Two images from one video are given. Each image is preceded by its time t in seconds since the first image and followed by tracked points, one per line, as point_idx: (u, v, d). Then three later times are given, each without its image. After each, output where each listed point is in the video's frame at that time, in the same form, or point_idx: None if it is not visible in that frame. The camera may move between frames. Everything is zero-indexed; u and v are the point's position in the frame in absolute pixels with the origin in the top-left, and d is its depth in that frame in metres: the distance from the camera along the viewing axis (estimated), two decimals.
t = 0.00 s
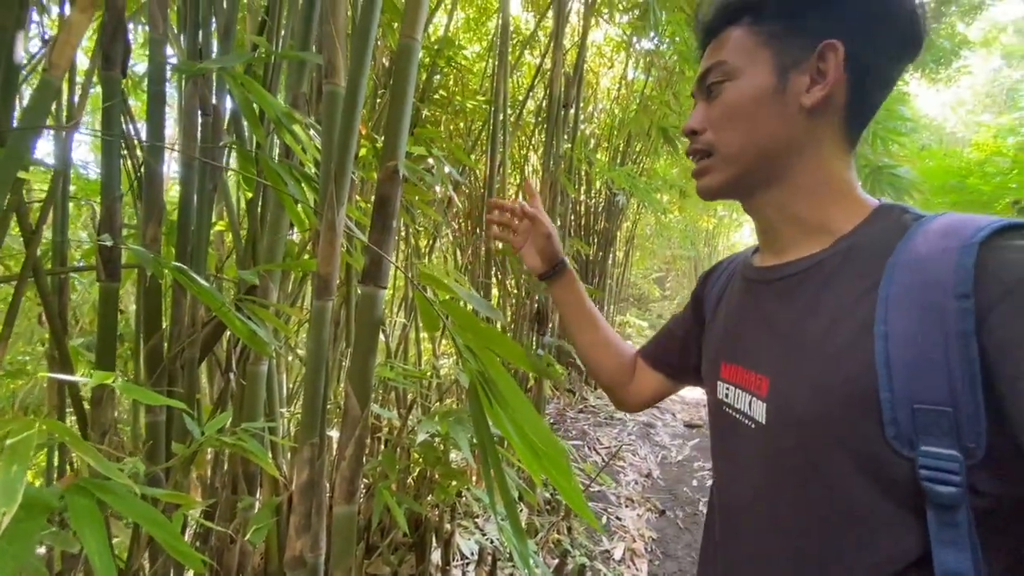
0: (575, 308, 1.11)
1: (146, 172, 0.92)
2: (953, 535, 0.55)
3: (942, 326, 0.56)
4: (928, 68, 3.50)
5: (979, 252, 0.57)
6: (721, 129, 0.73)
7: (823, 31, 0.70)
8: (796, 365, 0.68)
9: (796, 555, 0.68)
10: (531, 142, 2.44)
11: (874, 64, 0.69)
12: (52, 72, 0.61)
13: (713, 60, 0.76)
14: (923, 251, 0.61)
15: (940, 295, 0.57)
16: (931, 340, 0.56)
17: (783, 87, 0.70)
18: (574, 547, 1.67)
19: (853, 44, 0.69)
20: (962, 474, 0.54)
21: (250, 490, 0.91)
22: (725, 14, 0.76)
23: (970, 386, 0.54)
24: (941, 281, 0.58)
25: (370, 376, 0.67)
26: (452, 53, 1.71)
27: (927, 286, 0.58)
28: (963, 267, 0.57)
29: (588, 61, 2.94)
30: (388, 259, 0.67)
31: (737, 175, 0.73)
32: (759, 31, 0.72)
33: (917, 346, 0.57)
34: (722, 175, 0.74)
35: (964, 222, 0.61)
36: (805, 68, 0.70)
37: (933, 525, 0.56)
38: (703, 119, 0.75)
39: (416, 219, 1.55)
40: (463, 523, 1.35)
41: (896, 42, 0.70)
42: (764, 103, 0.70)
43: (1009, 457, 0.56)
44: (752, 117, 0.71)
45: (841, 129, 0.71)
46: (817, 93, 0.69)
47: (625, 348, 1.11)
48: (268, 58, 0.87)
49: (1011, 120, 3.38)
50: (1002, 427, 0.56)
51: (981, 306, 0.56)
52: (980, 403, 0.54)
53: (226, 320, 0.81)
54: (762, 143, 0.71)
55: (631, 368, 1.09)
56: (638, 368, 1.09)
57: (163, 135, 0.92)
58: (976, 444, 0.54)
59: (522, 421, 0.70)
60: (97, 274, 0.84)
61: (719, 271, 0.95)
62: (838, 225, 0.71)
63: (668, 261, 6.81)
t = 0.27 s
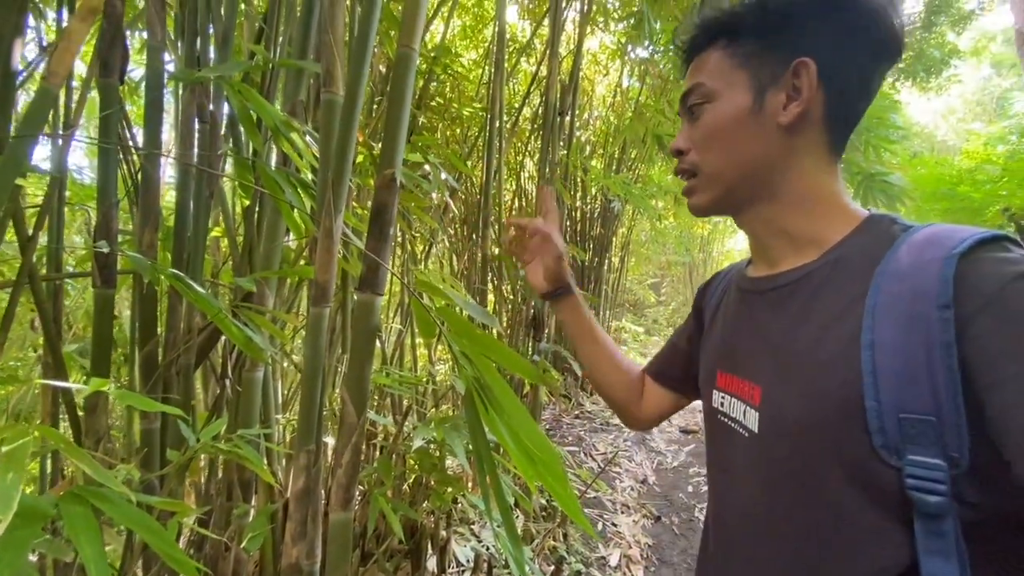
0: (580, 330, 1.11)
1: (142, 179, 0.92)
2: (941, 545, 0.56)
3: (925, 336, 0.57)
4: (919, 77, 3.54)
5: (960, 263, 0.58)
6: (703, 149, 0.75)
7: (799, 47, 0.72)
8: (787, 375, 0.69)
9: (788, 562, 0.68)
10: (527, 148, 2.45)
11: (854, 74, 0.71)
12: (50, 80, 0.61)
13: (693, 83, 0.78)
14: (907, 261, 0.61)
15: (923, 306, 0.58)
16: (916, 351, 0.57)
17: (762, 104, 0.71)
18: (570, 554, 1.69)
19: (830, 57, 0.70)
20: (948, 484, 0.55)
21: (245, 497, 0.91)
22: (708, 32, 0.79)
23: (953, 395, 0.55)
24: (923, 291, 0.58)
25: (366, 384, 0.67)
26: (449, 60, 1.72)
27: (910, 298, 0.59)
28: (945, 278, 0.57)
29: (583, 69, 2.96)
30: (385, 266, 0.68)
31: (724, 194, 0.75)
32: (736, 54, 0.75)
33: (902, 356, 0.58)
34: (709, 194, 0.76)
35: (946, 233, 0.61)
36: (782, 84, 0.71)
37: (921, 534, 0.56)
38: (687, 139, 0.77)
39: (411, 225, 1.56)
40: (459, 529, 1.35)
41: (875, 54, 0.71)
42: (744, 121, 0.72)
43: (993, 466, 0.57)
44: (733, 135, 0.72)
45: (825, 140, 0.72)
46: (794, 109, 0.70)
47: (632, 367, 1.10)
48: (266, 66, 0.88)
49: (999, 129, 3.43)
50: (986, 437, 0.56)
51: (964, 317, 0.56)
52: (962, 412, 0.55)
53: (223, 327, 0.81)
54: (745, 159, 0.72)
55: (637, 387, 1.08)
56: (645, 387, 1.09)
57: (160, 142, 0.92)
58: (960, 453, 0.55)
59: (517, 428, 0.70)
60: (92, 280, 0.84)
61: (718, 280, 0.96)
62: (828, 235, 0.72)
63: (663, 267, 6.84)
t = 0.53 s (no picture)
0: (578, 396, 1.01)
1: (139, 182, 0.92)
2: (935, 548, 0.56)
3: (917, 341, 0.57)
4: (911, 83, 3.58)
5: (951, 268, 0.58)
6: (694, 160, 0.75)
7: (781, 57, 0.73)
8: (782, 380, 0.70)
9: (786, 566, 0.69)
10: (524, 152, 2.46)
11: (836, 81, 0.72)
12: (49, 84, 0.61)
13: (678, 95, 0.78)
14: (898, 267, 0.62)
15: (914, 311, 0.58)
16: (908, 356, 0.58)
17: (751, 115, 0.72)
18: (567, 558, 1.69)
19: (812, 66, 0.72)
20: (941, 488, 0.56)
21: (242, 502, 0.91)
22: (690, 42, 0.79)
23: (945, 400, 0.56)
24: (914, 297, 0.59)
25: (364, 388, 0.68)
26: (447, 65, 1.73)
27: (902, 303, 0.60)
28: (935, 284, 0.58)
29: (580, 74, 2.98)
30: (383, 270, 0.68)
31: (717, 205, 0.75)
32: (719, 65, 0.75)
33: (895, 361, 0.58)
34: (703, 205, 0.76)
35: (936, 238, 0.62)
36: (771, 94, 0.72)
37: (915, 538, 0.57)
38: (676, 151, 0.77)
39: (409, 229, 1.56)
40: (456, 534, 1.35)
41: (854, 61, 0.73)
42: (735, 132, 0.72)
43: (987, 469, 0.57)
44: (725, 146, 0.73)
45: (812, 147, 0.74)
46: (785, 119, 0.71)
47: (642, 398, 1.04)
48: (265, 70, 0.88)
49: (991, 135, 3.47)
50: (980, 440, 0.57)
51: (954, 321, 0.57)
52: (955, 417, 0.55)
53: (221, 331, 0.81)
54: (737, 169, 0.73)
55: (656, 425, 1.01)
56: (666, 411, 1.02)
57: (157, 145, 0.92)
58: (954, 457, 0.55)
59: (516, 432, 0.71)
60: (89, 284, 0.84)
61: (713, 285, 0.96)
62: (820, 242, 0.73)
63: (659, 271, 6.86)
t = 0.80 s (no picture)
0: (578, 407, 1.02)
1: (138, 183, 0.92)
2: (931, 549, 0.56)
3: (909, 342, 0.58)
4: (906, 87, 3.61)
5: (941, 269, 0.59)
6: (688, 164, 0.75)
7: (774, 61, 0.73)
8: (777, 383, 0.70)
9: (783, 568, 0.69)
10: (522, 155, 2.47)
11: (828, 84, 0.73)
12: (48, 85, 0.61)
13: (672, 99, 0.78)
14: (890, 269, 0.62)
15: (905, 312, 0.59)
16: (900, 357, 0.58)
17: (745, 119, 0.73)
18: (565, 560, 1.69)
19: (805, 69, 0.73)
20: (935, 488, 0.56)
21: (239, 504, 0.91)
22: (684, 47, 0.80)
23: (937, 401, 0.56)
24: (906, 298, 0.59)
25: (362, 389, 0.68)
26: (446, 68, 1.74)
27: (893, 304, 0.60)
28: (926, 286, 0.58)
29: (578, 77, 2.99)
30: (383, 271, 0.68)
31: (711, 208, 0.76)
32: (713, 68, 0.76)
33: (887, 363, 0.59)
34: (699, 208, 0.77)
35: (926, 240, 0.62)
36: (764, 97, 0.73)
37: (910, 538, 0.57)
38: (671, 154, 0.77)
39: (407, 231, 1.57)
40: (454, 537, 1.34)
41: (846, 64, 0.74)
42: (730, 136, 0.73)
43: (979, 468, 0.58)
44: (719, 150, 0.73)
45: (805, 151, 0.74)
46: (778, 122, 0.72)
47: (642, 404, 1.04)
48: (264, 72, 0.88)
49: (986, 139, 3.50)
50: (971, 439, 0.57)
51: (944, 322, 0.57)
52: (948, 417, 0.56)
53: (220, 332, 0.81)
54: (732, 173, 0.73)
55: (660, 425, 1.01)
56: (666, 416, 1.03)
57: (156, 147, 0.92)
58: (947, 457, 0.56)
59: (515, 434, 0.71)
60: (86, 285, 0.84)
61: (703, 293, 0.96)
62: (813, 245, 0.73)
63: (657, 273, 6.88)
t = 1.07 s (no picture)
0: (576, 420, 1.01)
1: (137, 184, 0.92)
2: (927, 551, 0.57)
3: (908, 345, 0.58)
4: (903, 90, 3.62)
5: (942, 272, 0.59)
6: (680, 172, 0.75)
7: (762, 68, 0.73)
8: (776, 384, 0.70)
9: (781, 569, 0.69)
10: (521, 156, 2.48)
11: (818, 88, 0.73)
12: (48, 85, 0.61)
13: (664, 108, 0.79)
14: (890, 272, 0.63)
15: (905, 315, 0.59)
16: (900, 360, 0.58)
17: (735, 127, 0.73)
18: (564, 561, 1.69)
19: (792, 75, 0.73)
20: (933, 491, 0.56)
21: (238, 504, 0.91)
22: (672, 58, 0.80)
23: (936, 404, 0.56)
24: (906, 301, 0.59)
25: (362, 390, 0.68)
26: (445, 69, 1.74)
27: (893, 307, 0.60)
28: (927, 289, 0.59)
29: (576, 79, 3.00)
30: (383, 272, 0.68)
31: (705, 216, 0.76)
32: (701, 78, 0.76)
33: (887, 366, 0.59)
34: (691, 215, 0.77)
35: (928, 243, 0.63)
36: (752, 106, 0.73)
37: (907, 541, 0.58)
38: (662, 163, 0.78)
39: (406, 231, 1.57)
40: (453, 538, 1.34)
41: (837, 68, 0.73)
42: (719, 144, 0.73)
43: (976, 471, 0.58)
44: (709, 158, 0.73)
45: (798, 155, 0.74)
46: (767, 131, 0.72)
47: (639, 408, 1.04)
48: (264, 72, 0.88)
49: (982, 142, 3.51)
50: (969, 443, 0.57)
51: (944, 325, 0.57)
52: (946, 420, 0.56)
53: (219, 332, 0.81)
54: (724, 180, 0.73)
55: (663, 432, 1.01)
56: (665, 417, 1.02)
57: (155, 147, 0.92)
58: (944, 459, 0.56)
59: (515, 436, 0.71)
60: (85, 285, 0.84)
61: (705, 293, 0.97)
62: (813, 246, 0.73)
63: (655, 275, 6.89)
